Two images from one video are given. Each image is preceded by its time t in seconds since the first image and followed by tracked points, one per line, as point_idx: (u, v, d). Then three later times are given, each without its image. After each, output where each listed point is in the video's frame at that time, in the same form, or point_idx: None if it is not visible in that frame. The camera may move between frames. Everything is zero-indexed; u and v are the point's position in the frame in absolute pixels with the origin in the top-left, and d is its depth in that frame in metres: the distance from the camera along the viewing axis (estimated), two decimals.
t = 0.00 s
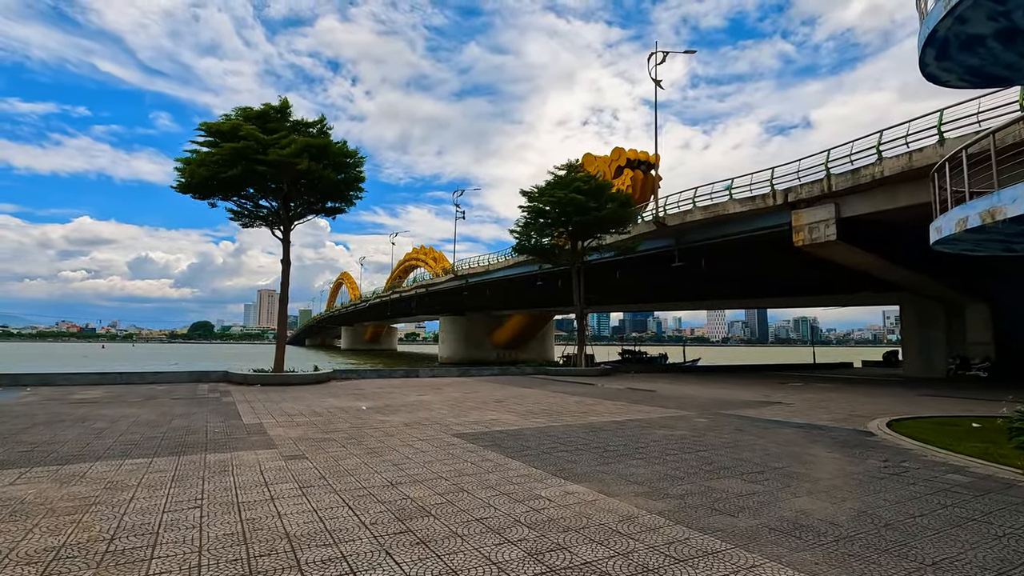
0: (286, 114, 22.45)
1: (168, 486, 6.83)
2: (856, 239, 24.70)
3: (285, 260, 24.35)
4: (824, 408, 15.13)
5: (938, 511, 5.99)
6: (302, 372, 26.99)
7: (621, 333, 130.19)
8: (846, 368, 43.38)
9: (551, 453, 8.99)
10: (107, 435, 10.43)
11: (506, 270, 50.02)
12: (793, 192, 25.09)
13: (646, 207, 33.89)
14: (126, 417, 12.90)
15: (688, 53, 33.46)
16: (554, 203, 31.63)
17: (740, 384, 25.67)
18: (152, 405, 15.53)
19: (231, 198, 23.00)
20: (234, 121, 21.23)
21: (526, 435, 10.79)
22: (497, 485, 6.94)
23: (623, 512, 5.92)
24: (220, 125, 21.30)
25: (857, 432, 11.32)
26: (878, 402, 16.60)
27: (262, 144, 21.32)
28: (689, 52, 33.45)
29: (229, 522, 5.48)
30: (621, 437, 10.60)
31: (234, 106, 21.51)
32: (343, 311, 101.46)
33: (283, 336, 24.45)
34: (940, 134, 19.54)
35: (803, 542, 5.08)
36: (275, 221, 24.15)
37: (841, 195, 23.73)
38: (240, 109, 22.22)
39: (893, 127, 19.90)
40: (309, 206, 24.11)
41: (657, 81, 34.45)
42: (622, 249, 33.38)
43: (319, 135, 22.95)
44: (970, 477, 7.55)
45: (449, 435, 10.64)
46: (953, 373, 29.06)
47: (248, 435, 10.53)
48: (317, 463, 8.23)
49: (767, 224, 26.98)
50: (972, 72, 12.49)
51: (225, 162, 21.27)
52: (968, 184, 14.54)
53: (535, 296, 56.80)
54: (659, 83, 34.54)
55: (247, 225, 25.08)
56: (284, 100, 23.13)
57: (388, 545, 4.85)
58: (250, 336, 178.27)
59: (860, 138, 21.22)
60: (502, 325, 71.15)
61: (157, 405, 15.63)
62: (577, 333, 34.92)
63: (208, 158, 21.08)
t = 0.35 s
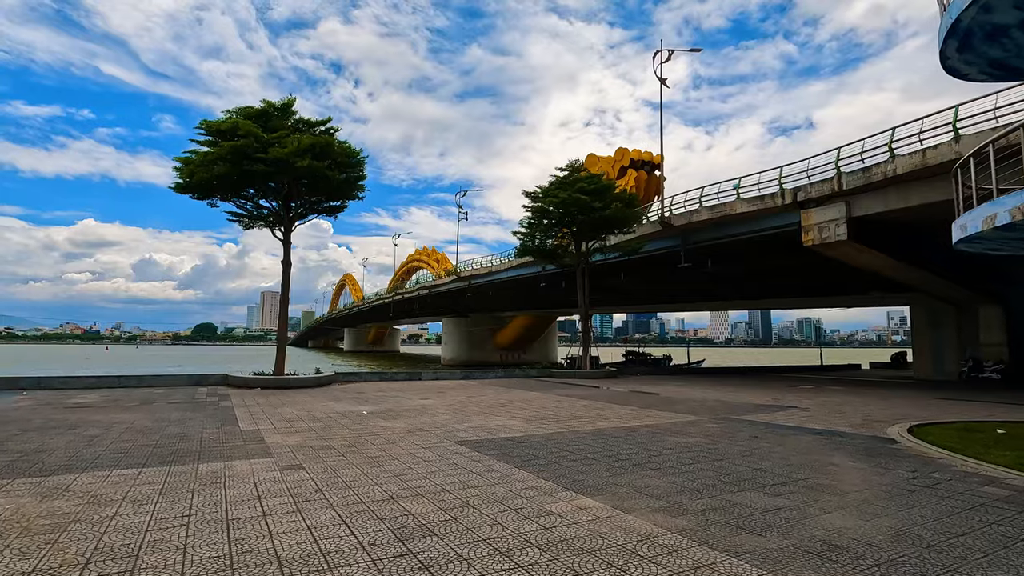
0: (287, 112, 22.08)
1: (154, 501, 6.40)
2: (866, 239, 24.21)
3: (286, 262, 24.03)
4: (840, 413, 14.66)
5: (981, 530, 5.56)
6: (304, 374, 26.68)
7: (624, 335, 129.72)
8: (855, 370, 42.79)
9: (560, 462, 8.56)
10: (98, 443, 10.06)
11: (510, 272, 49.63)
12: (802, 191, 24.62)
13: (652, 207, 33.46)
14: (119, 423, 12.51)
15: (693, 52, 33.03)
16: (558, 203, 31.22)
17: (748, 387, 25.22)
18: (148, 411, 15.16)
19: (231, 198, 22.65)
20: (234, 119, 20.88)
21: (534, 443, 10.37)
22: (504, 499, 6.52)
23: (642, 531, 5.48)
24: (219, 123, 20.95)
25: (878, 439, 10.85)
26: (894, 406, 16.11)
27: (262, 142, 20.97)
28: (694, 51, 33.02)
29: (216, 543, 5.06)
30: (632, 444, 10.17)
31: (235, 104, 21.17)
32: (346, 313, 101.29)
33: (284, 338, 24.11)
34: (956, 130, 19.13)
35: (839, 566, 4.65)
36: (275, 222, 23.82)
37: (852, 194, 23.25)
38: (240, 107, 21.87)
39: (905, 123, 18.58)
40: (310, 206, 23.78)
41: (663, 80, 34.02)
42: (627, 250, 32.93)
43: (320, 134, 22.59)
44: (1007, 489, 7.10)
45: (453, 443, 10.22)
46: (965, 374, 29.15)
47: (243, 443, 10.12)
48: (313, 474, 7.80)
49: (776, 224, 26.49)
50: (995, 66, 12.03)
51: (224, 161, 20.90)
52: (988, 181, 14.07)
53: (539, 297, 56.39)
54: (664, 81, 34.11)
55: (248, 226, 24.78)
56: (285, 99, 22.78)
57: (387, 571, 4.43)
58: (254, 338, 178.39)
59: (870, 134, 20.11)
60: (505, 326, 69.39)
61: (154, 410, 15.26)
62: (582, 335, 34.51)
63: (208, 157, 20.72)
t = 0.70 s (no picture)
0: (289, 108, 21.72)
1: (136, 510, 6.01)
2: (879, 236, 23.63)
3: (288, 260, 23.70)
4: (857, 414, 14.16)
5: None
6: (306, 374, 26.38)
7: (630, 334, 129.11)
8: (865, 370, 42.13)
9: (568, 467, 8.13)
10: (89, 445, 9.72)
11: (515, 271, 49.23)
12: (813, 186, 24.08)
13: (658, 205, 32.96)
14: (112, 424, 12.17)
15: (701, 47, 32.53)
16: (564, 200, 30.78)
17: (757, 387, 24.70)
18: (144, 411, 14.81)
19: (232, 195, 22.34)
20: (235, 114, 20.54)
21: (540, 446, 9.94)
22: (509, 508, 6.10)
23: (659, 545, 5.04)
24: (219, 119, 20.61)
25: (900, 442, 10.38)
26: (912, 407, 15.59)
27: (263, 138, 20.63)
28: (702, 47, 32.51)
29: (195, 559, 4.65)
30: (643, 448, 9.73)
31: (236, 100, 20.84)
32: (351, 312, 101.23)
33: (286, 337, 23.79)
34: (974, 123, 18.62)
35: None
36: (277, 220, 23.51)
37: (865, 190, 22.69)
38: (241, 102, 21.53)
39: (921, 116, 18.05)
40: (312, 204, 23.45)
41: (669, 76, 33.51)
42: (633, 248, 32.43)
43: (323, 131, 22.22)
44: None
45: (455, 446, 9.80)
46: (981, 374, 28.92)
47: (238, 446, 9.75)
48: (308, 480, 7.43)
49: (786, 221, 25.96)
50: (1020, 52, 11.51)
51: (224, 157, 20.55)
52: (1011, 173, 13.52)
53: (545, 297, 55.98)
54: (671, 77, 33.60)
55: (250, 224, 24.50)
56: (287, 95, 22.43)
57: None
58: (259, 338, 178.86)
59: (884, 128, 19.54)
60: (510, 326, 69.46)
61: (151, 411, 14.93)
62: (587, 335, 34.05)
63: (208, 153, 20.39)
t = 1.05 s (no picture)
0: (289, 104, 21.31)
1: (115, 522, 5.63)
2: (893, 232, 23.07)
3: (290, 259, 23.35)
4: (874, 416, 13.67)
5: None
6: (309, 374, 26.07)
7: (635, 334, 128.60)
8: (875, 370, 41.54)
9: (576, 474, 7.69)
10: (77, 450, 9.37)
11: (519, 270, 48.93)
12: (824, 182, 23.55)
13: (665, 202, 32.46)
14: (106, 426, 11.82)
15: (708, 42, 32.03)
16: (569, 197, 30.32)
17: (767, 387, 24.22)
18: (140, 413, 14.48)
19: (233, 193, 21.99)
20: (234, 110, 20.14)
21: (545, 450, 9.52)
22: (514, 520, 5.68)
23: (677, 564, 4.61)
24: (219, 115, 20.23)
25: (923, 446, 9.90)
26: (929, 409, 15.09)
27: (263, 134, 20.24)
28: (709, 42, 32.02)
29: None
30: (653, 452, 9.29)
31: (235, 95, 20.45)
32: (356, 312, 101.26)
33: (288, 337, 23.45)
34: (992, 115, 18.08)
35: None
36: (278, 218, 23.16)
37: (877, 185, 22.14)
38: (241, 98, 21.12)
39: (937, 108, 17.39)
40: (314, 202, 23.09)
41: (676, 71, 32.95)
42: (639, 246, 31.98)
43: (324, 127, 21.82)
44: None
45: (457, 450, 9.40)
46: (997, 375, 28.16)
47: (232, 450, 9.38)
48: (300, 488, 7.02)
49: (797, 218, 25.41)
50: None
51: (224, 154, 20.18)
52: None
53: (550, 296, 55.56)
54: (678, 72, 33.04)
55: (252, 222, 24.19)
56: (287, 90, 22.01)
57: None
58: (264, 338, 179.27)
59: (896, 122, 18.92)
60: (515, 326, 69.01)
61: (147, 413, 14.59)
62: (593, 335, 33.60)
63: (207, 150, 20.03)
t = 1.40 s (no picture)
0: (287, 98, 20.84)
1: (86, 534, 5.20)
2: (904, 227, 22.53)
3: (288, 256, 22.94)
4: (889, 417, 13.16)
5: None
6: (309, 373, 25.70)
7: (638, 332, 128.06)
8: (883, 368, 40.93)
9: (583, 480, 7.25)
10: (61, 453, 8.97)
11: (522, 268, 48.53)
12: (833, 176, 23.02)
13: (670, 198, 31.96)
14: (95, 428, 11.41)
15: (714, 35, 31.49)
16: (572, 193, 29.84)
17: (774, 386, 23.75)
18: (133, 414, 14.09)
19: (230, 189, 21.57)
20: (230, 105, 19.69)
21: (550, 453, 9.05)
22: (516, 533, 5.23)
23: None
24: (214, 109, 19.78)
25: (946, 448, 9.42)
26: (946, 408, 14.59)
27: (259, 129, 19.79)
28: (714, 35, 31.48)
29: None
30: (663, 456, 8.82)
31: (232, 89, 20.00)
32: (359, 311, 101.14)
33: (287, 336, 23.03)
34: (1008, 106, 17.53)
35: None
36: (277, 214, 22.75)
37: (888, 179, 21.63)
38: (237, 92, 20.66)
39: (951, 101, 17.56)
40: (313, 198, 22.66)
41: (681, 64, 32.40)
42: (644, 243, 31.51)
43: (322, 122, 21.36)
44: None
45: (457, 453, 8.96)
46: (1009, 373, 27.32)
47: (222, 453, 8.96)
48: (289, 495, 6.61)
49: (804, 214, 24.91)
50: None
51: (221, 150, 19.74)
52: None
53: (553, 294, 55.09)
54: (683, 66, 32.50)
55: (251, 219, 23.79)
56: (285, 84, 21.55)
57: None
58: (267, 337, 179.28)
59: (913, 114, 19.00)
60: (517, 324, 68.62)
61: (140, 413, 14.19)
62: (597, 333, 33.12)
63: (203, 145, 19.60)
